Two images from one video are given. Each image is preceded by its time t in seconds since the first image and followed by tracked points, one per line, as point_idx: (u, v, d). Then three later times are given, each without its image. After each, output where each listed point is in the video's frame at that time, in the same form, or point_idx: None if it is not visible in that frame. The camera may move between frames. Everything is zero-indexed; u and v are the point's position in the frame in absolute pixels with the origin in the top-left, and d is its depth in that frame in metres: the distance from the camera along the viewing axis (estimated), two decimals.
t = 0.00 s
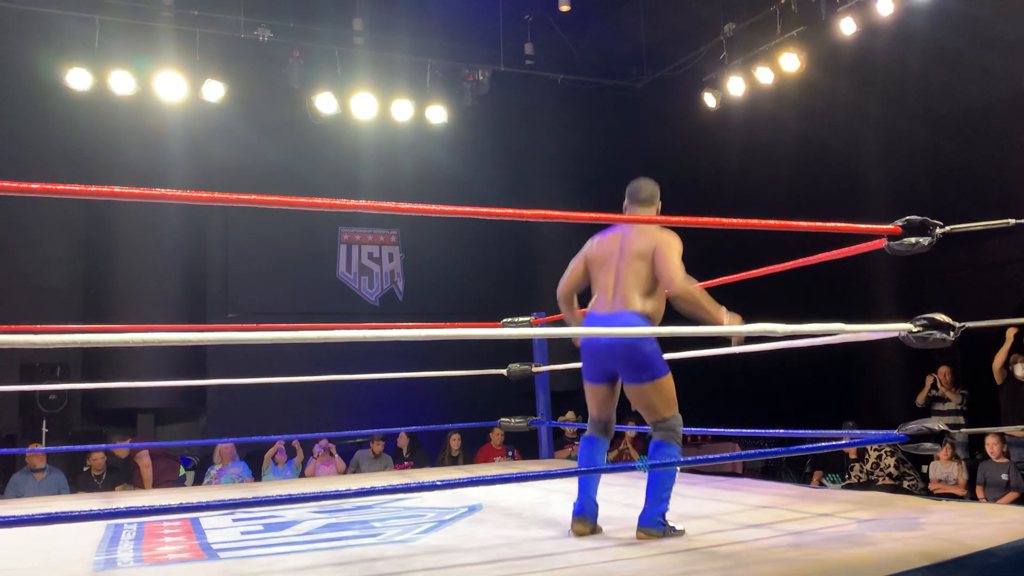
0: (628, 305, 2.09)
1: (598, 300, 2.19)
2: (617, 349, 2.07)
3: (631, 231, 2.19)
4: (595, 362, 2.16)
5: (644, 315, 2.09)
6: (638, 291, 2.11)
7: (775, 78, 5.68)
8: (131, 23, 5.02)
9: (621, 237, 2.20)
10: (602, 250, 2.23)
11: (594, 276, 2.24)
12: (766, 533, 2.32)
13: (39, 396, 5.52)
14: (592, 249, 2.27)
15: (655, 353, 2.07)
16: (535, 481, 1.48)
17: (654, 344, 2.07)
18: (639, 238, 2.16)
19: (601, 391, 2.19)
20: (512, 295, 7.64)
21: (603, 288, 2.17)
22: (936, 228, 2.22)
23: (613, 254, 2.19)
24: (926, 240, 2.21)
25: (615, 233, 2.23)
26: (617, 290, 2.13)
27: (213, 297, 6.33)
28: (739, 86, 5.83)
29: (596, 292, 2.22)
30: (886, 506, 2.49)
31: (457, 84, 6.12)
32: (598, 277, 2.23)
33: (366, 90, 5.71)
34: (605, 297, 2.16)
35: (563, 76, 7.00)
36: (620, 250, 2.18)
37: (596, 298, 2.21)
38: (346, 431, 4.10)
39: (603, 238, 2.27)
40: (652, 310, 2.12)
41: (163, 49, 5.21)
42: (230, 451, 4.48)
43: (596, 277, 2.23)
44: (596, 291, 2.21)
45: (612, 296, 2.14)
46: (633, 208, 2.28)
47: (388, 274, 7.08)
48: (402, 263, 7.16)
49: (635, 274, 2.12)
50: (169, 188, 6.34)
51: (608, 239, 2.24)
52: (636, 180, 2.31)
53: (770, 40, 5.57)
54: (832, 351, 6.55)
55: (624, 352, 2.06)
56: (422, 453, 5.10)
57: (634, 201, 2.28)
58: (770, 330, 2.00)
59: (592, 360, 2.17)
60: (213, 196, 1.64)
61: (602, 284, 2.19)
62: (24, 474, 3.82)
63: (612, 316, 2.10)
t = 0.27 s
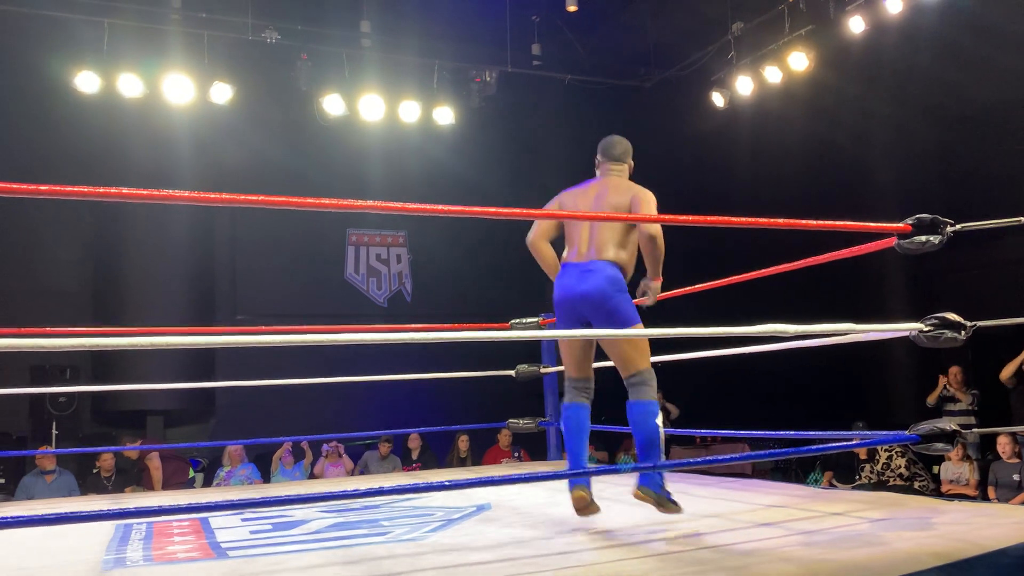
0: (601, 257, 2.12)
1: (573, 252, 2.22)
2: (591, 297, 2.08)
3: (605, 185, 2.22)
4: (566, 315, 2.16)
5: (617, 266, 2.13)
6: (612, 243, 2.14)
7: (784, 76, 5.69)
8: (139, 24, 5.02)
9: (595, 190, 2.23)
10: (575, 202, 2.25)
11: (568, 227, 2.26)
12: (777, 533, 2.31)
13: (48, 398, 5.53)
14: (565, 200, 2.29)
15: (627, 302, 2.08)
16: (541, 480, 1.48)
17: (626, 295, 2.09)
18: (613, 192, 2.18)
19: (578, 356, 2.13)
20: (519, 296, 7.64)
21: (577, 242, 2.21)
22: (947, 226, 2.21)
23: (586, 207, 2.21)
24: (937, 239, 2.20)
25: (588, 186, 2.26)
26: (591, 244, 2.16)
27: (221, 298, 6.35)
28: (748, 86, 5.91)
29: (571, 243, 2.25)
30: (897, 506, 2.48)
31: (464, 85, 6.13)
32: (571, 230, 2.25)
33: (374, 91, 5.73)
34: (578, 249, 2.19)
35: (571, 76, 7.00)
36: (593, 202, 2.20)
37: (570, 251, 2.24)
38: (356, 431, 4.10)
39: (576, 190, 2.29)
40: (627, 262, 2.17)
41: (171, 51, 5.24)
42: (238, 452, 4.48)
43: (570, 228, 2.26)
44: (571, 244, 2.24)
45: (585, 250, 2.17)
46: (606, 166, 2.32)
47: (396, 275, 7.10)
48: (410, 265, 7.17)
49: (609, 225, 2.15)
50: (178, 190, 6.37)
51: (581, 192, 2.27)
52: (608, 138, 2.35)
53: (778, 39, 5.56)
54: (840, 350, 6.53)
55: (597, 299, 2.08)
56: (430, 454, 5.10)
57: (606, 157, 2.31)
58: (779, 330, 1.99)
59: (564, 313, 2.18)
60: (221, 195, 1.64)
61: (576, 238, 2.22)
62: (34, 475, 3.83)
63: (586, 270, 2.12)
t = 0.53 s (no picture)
0: (587, 268, 2.15)
1: (554, 263, 2.23)
2: (574, 307, 2.10)
3: (586, 198, 2.27)
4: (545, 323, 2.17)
5: (600, 278, 2.16)
6: (595, 253, 2.18)
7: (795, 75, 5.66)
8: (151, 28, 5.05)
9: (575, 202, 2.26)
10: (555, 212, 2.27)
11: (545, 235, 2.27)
12: (789, 532, 2.31)
13: (61, 398, 5.55)
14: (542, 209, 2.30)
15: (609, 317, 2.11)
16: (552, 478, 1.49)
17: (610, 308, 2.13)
18: (596, 205, 2.23)
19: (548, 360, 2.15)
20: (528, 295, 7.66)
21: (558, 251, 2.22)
22: (960, 224, 2.19)
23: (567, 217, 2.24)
24: (950, 237, 2.18)
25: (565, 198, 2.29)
26: (575, 254, 2.18)
27: (233, 299, 6.39)
28: (758, 85, 5.85)
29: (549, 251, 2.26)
30: (910, 506, 2.47)
31: (474, 86, 6.15)
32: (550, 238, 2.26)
33: (384, 92, 5.75)
34: (561, 258, 2.20)
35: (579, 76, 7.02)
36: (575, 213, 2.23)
37: (550, 259, 2.24)
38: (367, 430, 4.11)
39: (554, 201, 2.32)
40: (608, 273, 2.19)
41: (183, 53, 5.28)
42: (250, 452, 4.50)
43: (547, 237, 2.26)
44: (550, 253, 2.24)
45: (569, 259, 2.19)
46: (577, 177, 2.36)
47: (406, 276, 7.13)
48: (420, 265, 7.21)
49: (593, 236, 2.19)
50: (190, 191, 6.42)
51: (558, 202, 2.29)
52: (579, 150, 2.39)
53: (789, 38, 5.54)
54: (849, 349, 6.51)
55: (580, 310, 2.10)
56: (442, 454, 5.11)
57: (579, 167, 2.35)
58: (792, 330, 1.98)
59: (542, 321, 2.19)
60: (233, 196, 1.65)
61: (556, 245, 2.22)
62: (48, 475, 3.85)
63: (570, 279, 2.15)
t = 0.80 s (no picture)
0: (567, 312, 2.26)
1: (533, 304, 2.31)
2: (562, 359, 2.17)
3: (557, 243, 2.37)
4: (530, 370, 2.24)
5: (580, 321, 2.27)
6: (570, 300, 2.28)
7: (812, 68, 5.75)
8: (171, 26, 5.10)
9: (547, 248, 2.36)
10: (528, 258, 2.36)
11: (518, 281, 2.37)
12: (807, 528, 2.30)
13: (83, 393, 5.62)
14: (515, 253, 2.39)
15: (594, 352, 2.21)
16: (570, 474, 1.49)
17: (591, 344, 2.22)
18: (569, 251, 2.33)
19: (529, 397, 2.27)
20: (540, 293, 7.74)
21: (533, 297, 2.30)
22: (980, 218, 2.18)
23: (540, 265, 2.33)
24: (970, 230, 2.17)
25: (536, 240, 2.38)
26: (551, 301, 2.28)
27: (251, 295, 6.47)
28: (775, 78, 5.98)
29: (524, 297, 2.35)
30: (930, 502, 2.45)
31: (490, 81, 6.17)
32: (523, 284, 2.35)
33: (399, 89, 5.77)
34: (537, 306, 2.29)
35: (594, 73, 7.05)
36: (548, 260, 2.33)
37: (525, 306, 2.33)
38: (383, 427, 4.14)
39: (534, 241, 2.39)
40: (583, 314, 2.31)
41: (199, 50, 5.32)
42: (268, 448, 4.52)
43: (520, 283, 2.36)
44: (524, 299, 2.33)
45: (546, 306, 2.28)
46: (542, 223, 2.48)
47: (423, 272, 7.16)
48: (435, 262, 7.21)
49: (567, 283, 2.30)
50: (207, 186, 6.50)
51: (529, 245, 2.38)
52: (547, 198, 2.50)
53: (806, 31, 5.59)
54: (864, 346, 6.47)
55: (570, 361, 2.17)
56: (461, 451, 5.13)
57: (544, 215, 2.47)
58: (810, 324, 1.98)
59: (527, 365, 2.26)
60: (251, 192, 1.67)
61: (530, 291, 2.31)
62: (70, 471, 3.88)
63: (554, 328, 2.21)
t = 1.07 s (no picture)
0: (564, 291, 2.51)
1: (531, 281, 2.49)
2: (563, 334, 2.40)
3: (557, 221, 2.55)
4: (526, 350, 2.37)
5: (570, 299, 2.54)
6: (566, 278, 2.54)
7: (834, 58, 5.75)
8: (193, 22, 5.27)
9: (548, 224, 2.53)
10: (531, 233, 2.50)
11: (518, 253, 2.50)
12: (830, 521, 2.29)
13: (107, 388, 5.69)
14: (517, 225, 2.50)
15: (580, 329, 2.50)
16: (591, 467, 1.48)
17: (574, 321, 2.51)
18: (565, 232, 2.55)
19: (528, 377, 2.40)
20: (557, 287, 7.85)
21: (535, 274, 2.49)
22: (1007, 208, 2.15)
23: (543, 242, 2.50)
24: (997, 220, 2.13)
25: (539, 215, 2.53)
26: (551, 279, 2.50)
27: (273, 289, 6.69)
28: (797, 68, 6.04)
29: (520, 268, 2.51)
30: (956, 495, 2.43)
31: (507, 72, 6.10)
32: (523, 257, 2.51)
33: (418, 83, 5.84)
34: (538, 282, 2.49)
35: (615, 65, 7.00)
36: (549, 237, 2.51)
37: (523, 280, 2.49)
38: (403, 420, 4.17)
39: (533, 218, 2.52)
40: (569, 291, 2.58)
41: (221, 45, 5.42)
42: (291, 442, 4.55)
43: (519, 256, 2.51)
44: (524, 274, 2.49)
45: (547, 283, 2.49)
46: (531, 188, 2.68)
47: (441, 265, 7.33)
48: (455, 255, 7.38)
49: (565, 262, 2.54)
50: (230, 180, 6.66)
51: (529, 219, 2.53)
52: (536, 164, 2.70)
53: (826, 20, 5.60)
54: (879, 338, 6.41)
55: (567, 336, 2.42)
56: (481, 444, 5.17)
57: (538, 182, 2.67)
58: (833, 316, 1.96)
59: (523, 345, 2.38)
60: (273, 186, 1.69)
61: (530, 267, 2.49)
62: (95, 465, 3.93)
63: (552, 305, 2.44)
